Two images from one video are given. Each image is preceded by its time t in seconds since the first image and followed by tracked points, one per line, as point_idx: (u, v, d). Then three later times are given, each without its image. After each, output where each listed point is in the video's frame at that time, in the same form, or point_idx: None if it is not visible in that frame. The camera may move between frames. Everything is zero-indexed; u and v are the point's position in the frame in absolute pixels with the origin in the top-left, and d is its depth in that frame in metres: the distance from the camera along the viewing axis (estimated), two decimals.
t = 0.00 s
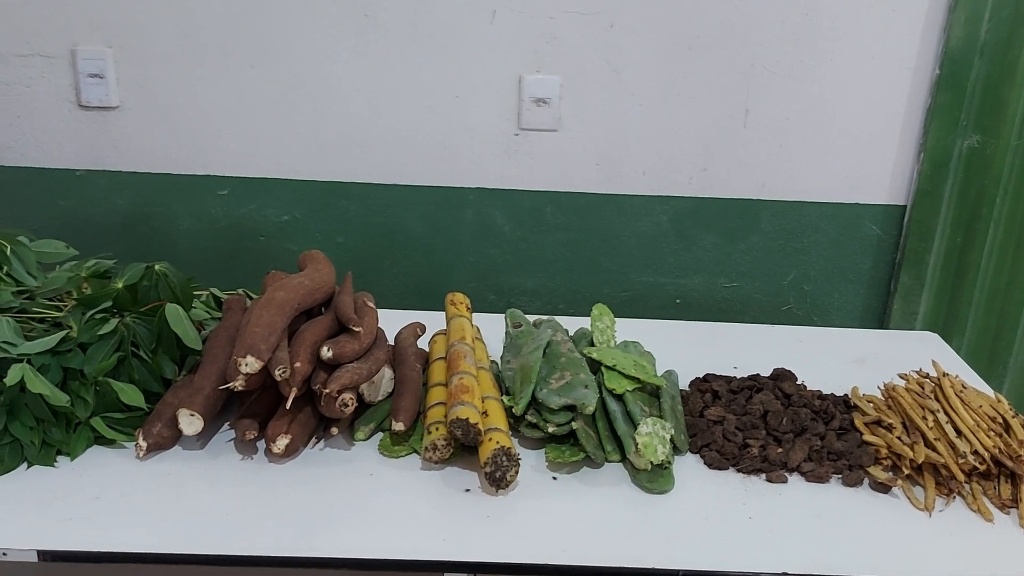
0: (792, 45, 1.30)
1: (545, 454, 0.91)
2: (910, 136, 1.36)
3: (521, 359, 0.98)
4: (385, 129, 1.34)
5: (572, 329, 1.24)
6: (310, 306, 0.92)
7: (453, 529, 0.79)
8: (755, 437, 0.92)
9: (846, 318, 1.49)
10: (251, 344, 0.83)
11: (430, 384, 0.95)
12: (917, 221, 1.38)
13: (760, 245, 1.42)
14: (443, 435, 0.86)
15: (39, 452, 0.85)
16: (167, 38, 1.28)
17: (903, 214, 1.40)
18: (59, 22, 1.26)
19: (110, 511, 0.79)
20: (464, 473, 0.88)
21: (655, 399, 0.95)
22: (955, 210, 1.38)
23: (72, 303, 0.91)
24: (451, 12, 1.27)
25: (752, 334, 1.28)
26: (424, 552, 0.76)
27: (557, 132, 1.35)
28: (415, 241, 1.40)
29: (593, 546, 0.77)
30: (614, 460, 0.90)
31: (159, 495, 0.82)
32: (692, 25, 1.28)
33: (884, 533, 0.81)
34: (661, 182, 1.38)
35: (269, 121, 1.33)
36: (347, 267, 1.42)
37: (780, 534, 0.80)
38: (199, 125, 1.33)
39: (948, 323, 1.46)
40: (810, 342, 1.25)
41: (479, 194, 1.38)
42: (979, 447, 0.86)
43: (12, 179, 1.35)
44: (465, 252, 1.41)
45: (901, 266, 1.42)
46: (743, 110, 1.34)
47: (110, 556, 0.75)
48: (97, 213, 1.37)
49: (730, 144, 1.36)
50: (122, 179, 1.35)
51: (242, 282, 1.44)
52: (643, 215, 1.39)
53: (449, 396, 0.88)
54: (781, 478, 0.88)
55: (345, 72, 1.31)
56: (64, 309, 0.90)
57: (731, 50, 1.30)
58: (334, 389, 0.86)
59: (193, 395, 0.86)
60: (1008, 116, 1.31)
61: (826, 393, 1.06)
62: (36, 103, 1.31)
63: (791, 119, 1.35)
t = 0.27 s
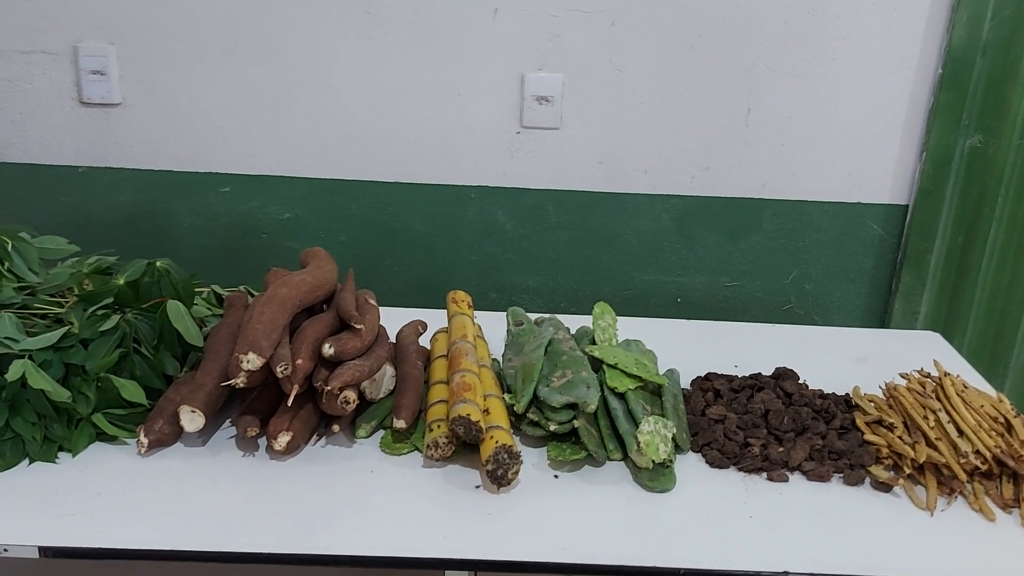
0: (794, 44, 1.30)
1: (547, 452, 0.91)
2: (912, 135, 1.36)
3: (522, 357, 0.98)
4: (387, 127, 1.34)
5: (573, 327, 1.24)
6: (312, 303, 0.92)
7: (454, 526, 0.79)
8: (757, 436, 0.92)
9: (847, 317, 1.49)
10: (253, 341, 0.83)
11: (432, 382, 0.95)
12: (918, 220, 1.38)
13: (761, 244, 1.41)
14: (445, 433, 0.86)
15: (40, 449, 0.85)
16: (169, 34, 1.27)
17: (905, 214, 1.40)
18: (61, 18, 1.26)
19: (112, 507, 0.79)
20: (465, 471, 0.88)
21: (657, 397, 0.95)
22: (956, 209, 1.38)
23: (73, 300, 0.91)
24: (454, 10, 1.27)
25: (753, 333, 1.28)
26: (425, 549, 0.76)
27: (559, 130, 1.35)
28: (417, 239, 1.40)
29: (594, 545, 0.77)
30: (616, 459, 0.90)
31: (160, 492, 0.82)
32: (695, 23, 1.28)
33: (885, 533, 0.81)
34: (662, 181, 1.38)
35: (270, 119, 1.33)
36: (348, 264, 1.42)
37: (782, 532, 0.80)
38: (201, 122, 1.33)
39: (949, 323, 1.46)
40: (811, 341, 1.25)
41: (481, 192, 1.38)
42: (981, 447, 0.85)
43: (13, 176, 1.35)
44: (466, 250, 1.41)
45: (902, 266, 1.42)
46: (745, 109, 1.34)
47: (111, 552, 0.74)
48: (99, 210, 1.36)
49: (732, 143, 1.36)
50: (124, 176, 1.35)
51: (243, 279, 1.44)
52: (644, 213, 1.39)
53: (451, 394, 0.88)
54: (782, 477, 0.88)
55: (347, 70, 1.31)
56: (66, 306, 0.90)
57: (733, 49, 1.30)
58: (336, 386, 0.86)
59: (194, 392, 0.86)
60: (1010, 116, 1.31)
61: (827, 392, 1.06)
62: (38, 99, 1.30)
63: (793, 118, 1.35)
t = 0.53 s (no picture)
0: (795, 42, 1.29)
1: (547, 452, 0.91)
2: (914, 134, 1.36)
3: (522, 356, 0.97)
4: (387, 125, 1.34)
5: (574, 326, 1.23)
6: (311, 302, 0.92)
7: (455, 526, 0.79)
8: (758, 435, 0.92)
9: (849, 317, 1.48)
10: (252, 340, 0.82)
11: (432, 381, 0.95)
12: (920, 219, 1.38)
13: (762, 243, 1.41)
14: (445, 433, 0.86)
15: (38, 448, 0.85)
16: (168, 33, 1.27)
17: (907, 213, 1.40)
18: (59, 17, 1.26)
19: (110, 507, 0.79)
20: (465, 471, 0.88)
21: (658, 397, 0.95)
22: (958, 208, 1.37)
23: (72, 299, 0.91)
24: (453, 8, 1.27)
25: (754, 332, 1.27)
26: (425, 549, 0.75)
27: (559, 129, 1.34)
28: (416, 238, 1.40)
29: (595, 545, 0.77)
30: (617, 459, 0.89)
31: (159, 492, 0.82)
32: (695, 22, 1.28)
33: (888, 533, 0.80)
34: (663, 180, 1.38)
35: (270, 117, 1.33)
36: (348, 264, 1.41)
37: (784, 532, 0.80)
38: (200, 121, 1.33)
39: (951, 322, 1.45)
40: (812, 340, 1.25)
41: (481, 191, 1.37)
42: (984, 447, 0.85)
43: (12, 175, 1.34)
44: (466, 250, 1.41)
45: (903, 265, 1.41)
46: (746, 108, 1.34)
47: (110, 552, 0.74)
48: (98, 209, 1.36)
49: (732, 142, 1.36)
50: (123, 175, 1.35)
51: (242, 279, 1.43)
52: (645, 212, 1.39)
53: (451, 393, 0.88)
54: (784, 477, 0.88)
55: (346, 68, 1.30)
56: (64, 305, 0.90)
57: (734, 47, 1.29)
58: (336, 386, 0.85)
59: (193, 391, 0.86)
60: (1012, 115, 1.31)
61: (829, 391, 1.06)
62: (36, 98, 1.30)
63: (794, 117, 1.34)
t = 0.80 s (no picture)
0: (796, 41, 1.29)
1: (548, 452, 0.90)
2: (915, 133, 1.35)
3: (523, 356, 0.97)
4: (387, 124, 1.34)
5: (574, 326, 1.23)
6: (311, 302, 0.91)
7: (455, 526, 0.78)
8: (759, 435, 0.92)
9: (850, 316, 1.48)
10: (252, 340, 0.82)
11: (433, 381, 0.95)
12: (921, 218, 1.38)
13: (763, 242, 1.41)
14: (445, 433, 0.86)
15: (39, 449, 0.85)
16: (167, 31, 1.27)
17: (908, 212, 1.40)
18: (59, 16, 1.26)
19: (110, 507, 0.79)
20: (466, 471, 0.88)
21: (659, 397, 0.95)
22: (959, 207, 1.37)
23: (72, 299, 0.90)
24: (453, 6, 1.26)
25: (755, 332, 1.27)
26: (425, 550, 0.75)
27: (560, 128, 1.34)
28: (417, 237, 1.40)
29: (595, 545, 0.77)
30: (618, 459, 0.89)
31: (159, 492, 0.81)
32: (696, 20, 1.28)
33: (889, 533, 0.80)
34: (664, 179, 1.38)
35: (270, 116, 1.32)
36: (348, 263, 1.41)
37: (785, 532, 0.80)
38: (200, 120, 1.32)
39: (952, 321, 1.45)
40: (813, 339, 1.25)
41: (481, 190, 1.37)
42: (985, 446, 0.85)
43: (12, 174, 1.34)
44: (467, 249, 1.41)
45: (905, 264, 1.41)
46: (747, 107, 1.33)
47: (110, 553, 0.74)
48: (98, 208, 1.36)
49: (733, 141, 1.35)
50: (122, 174, 1.35)
51: (243, 278, 1.43)
52: (645, 211, 1.39)
53: (452, 393, 0.88)
54: (785, 477, 0.88)
55: (346, 67, 1.30)
56: (64, 305, 0.90)
57: (735, 45, 1.29)
58: (336, 386, 0.85)
59: (193, 391, 0.86)
60: (1013, 113, 1.30)
61: (830, 391, 1.06)
62: (36, 98, 1.30)
63: (795, 116, 1.34)
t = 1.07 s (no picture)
0: (799, 37, 1.28)
1: (550, 450, 0.90)
2: (918, 129, 1.35)
3: (525, 354, 0.97)
4: (388, 121, 1.33)
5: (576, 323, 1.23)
6: (312, 299, 0.91)
7: (457, 524, 0.78)
8: (762, 433, 0.92)
9: (852, 313, 1.47)
10: (253, 338, 0.82)
11: (435, 379, 0.94)
12: (923, 215, 1.37)
13: (765, 239, 1.40)
14: (447, 430, 0.86)
15: (39, 447, 0.84)
16: (167, 28, 1.26)
17: (911, 208, 1.39)
18: (58, 13, 1.25)
19: (111, 506, 0.78)
20: (468, 468, 0.87)
21: (661, 394, 0.94)
22: (962, 204, 1.36)
23: (72, 296, 0.90)
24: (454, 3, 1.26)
25: (758, 329, 1.27)
26: (427, 548, 0.75)
27: (561, 125, 1.33)
28: (418, 235, 1.39)
29: (598, 543, 0.77)
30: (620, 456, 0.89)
31: (160, 491, 0.81)
32: (698, 17, 1.27)
33: (893, 530, 0.80)
34: (665, 176, 1.37)
35: (270, 113, 1.32)
36: (349, 260, 1.41)
37: (789, 530, 0.79)
38: (200, 117, 1.32)
39: (955, 318, 1.45)
40: (816, 336, 1.24)
41: (482, 187, 1.37)
42: (989, 443, 0.85)
43: (11, 172, 1.34)
44: (468, 246, 1.40)
45: (907, 261, 1.41)
46: (749, 103, 1.33)
47: (110, 552, 0.74)
48: (98, 206, 1.36)
49: (735, 138, 1.35)
50: (122, 171, 1.34)
51: (243, 276, 1.43)
52: (647, 208, 1.38)
53: (454, 391, 0.87)
54: (788, 474, 0.87)
55: (347, 64, 1.29)
56: (65, 302, 0.89)
57: (737, 42, 1.29)
58: (337, 383, 0.85)
59: (194, 389, 0.86)
60: (1016, 109, 1.30)
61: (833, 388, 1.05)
62: (36, 95, 1.29)
63: (797, 112, 1.33)
